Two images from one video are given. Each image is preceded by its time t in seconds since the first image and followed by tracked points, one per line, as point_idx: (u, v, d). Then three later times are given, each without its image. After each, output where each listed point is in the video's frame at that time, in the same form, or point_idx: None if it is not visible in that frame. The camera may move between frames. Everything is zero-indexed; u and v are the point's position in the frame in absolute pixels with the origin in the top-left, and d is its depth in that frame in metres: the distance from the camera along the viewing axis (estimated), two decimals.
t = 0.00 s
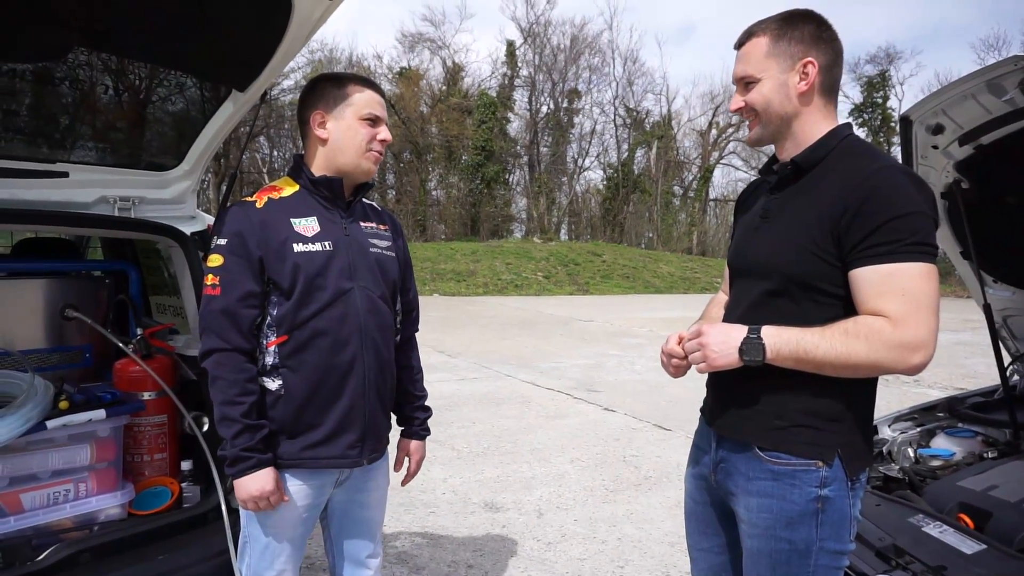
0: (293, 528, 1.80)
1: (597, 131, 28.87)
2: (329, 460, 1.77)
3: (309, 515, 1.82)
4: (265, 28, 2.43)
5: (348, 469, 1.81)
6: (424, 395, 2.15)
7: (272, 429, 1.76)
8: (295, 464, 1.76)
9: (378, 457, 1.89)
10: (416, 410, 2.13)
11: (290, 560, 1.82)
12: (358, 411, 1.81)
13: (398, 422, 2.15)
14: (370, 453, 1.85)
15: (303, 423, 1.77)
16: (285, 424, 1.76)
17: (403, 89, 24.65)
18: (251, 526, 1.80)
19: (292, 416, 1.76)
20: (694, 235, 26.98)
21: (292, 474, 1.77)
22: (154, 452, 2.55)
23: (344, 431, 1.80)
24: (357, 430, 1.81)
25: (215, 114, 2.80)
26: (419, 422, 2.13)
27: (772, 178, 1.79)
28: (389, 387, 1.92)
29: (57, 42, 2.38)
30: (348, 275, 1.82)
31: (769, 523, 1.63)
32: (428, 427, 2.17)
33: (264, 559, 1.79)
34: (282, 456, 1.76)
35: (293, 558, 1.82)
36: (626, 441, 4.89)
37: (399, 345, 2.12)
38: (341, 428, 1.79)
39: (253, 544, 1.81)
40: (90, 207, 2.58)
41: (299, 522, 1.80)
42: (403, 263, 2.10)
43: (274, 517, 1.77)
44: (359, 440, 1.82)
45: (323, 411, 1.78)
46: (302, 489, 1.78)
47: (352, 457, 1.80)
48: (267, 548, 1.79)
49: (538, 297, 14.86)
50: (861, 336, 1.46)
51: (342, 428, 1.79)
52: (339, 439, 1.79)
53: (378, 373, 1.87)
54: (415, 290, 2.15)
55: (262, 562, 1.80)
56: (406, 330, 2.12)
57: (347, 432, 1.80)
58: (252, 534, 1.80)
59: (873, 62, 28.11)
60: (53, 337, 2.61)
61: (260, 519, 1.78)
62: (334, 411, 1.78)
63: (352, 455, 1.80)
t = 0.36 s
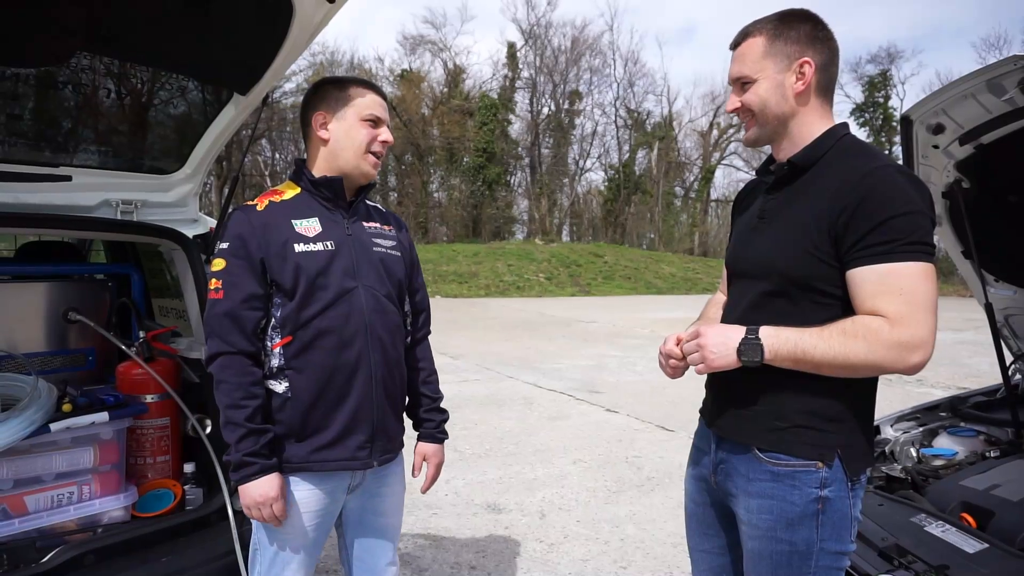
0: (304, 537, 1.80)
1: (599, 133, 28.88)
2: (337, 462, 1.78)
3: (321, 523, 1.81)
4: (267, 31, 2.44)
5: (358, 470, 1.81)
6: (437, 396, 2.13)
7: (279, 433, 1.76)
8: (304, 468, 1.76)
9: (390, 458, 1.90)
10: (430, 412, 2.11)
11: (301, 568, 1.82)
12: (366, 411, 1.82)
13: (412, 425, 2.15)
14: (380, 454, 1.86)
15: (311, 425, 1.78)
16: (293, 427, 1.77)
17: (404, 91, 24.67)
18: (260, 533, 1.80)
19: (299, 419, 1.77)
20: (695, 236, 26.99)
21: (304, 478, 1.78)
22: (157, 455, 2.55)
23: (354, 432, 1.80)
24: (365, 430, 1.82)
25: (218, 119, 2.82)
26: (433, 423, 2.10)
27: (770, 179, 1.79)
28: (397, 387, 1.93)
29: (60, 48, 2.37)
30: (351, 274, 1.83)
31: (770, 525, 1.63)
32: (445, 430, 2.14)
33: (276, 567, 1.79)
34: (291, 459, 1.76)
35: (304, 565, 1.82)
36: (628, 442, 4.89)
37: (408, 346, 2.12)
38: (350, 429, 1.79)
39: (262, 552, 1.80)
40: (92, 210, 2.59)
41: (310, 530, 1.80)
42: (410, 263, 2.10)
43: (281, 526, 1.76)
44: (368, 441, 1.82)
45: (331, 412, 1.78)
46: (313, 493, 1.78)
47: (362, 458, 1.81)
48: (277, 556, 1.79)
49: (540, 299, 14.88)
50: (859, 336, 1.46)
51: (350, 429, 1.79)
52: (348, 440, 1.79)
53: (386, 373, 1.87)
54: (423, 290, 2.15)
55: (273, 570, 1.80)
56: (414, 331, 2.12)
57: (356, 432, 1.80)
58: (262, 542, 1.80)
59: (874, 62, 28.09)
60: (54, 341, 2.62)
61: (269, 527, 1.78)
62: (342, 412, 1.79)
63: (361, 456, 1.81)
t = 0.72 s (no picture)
0: (310, 538, 1.79)
1: (599, 130, 28.84)
2: (343, 459, 1.78)
3: (327, 524, 1.81)
4: (266, 27, 2.43)
5: (364, 467, 1.81)
6: (445, 394, 2.12)
7: (285, 430, 1.76)
8: (309, 466, 1.76)
9: (398, 455, 1.90)
10: (438, 410, 2.10)
11: (309, 569, 1.81)
12: (372, 407, 1.82)
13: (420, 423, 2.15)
14: (387, 451, 1.86)
15: (316, 422, 1.77)
16: (299, 424, 1.77)
17: (405, 88, 24.61)
18: (267, 536, 1.81)
19: (305, 416, 1.76)
20: (696, 233, 26.99)
21: (310, 477, 1.77)
22: (156, 450, 2.56)
23: (360, 429, 1.80)
24: (372, 427, 1.82)
25: (218, 114, 2.81)
26: (441, 422, 2.09)
27: (769, 175, 1.79)
28: (404, 383, 1.93)
29: (61, 43, 2.37)
30: (355, 269, 1.83)
31: (769, 522, 1.63)
32: (453, 429, 2.13)
33: (282, 567, 1.79)
34: (297, 457, 1.76)
35: (311, 565, 1.81)
36: (628, 439, 4.89)
37: (415, 344, 2.12)
38: (356, 426, 1.79)
39: (269, 554, 1.81)
40: (92, 205, 2.58)
41: (314, 532, 1.79)
42: (415, 259, 2.10)
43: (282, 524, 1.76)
44: (375, 438, 1.82)
45: (337, 409, 1.78)
46: (320, 494, 1.78)
47: (368, 455, 1.81)
48: (283, 556, 1.79)
49: (540, 296, 14.88)
50: (859, 333, 1.46)
51: (356, 426, 1.79)
52: (354, 437, 1.79)
53: (392, 368, 1.87)
54: (430, 287, 2.15)
55: (280, 570, 1.80)
56: (422, 329, 2.12)
57: (362, 429, 1.80)
58: (269, 543, 1.81)
59: (876, 60, 28.03)
60: (53, 336, 2.61)
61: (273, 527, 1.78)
62: (348, 409, 1.79)
63: (368, 453, 1.81)
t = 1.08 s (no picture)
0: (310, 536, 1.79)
1: (596, 127, 28.82)
2: (344, 458, 1.77)
3: (328, 521, 1.81)
4: (262, 24, 2.42)
5: (366, 466, 1.81)
6: (443, 392, 2.12)
7: (285, 430, 1.76)
8: (310, 465, 1.76)
9: (398, 453, 1.89)
10: (436, 408, 2.10)
11: (307, 566, 1.81)
12: (373, 406, 1.81)
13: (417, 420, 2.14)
14: (387, 450, 1.85)
15: (317, 421, 1.77)
16: (300, 424, 1.76)
17: (401, 85, 24.42)
18: (266, 532, 1.79)
19: (306, 415, 1.76)
20: (692, 230, 27.02)
21: (313, 475, 1.77)
22: (154, 449, 2.55)
23: (361, 428, 1.80)
24: (373, 426, 1.81)
25: (214, 110, 2.80)
26: (439, 419, 2.09)
27: (766, 170, 1.79)
28: (404, 382, 1.92)
29: (55, 39, 2.35)
30: (356, 268, 1.82)
31: (769, 519, 1.63)
32: (451, 426, 2.13)
33: (281, 565, 1.79)
34: (298, 456, 1.76)
35: (310, 563, 1.81)
36: (626, 436, 4.89)
37: (414, 342, 2.11)
38: (357, 424, 1.79)
39: (269, 551, 1.80)
40: (88, 203, 2.58)
41: (316, 528, 1.79)
42: (414, 256, 2.09)
43: (289, 523, 1.76)
44: (376, 436, 1.82)
45: (338, 408, 1.78)
46: (321, 493, 1.77)
47: (369, 453, 1.81)
48: (283, 553, 1.78)
49: (536, 293, 14.86)
50: (856, 327, 1.45)
51: (358, 425, 1.79)
52: (355, 436, 1.79)
53: (392, 367, 1.87)
54: (429, 284, 2.14)
55: (280, 568, 1.79)
56: (421, 327, 2.11)
57: (363, 428, 1.80)
58: (268, 540, 1.80)
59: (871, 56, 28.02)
60: (50, 335, 2.60)
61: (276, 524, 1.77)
62: (349, 408, 1.78)
63: (369, 452, 1.80)
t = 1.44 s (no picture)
0: (299, 533, 1.79)
1: (595, 128, 28.82)
2: (337, 460, 1.77)
3: (317, 517, 1.81)
4: (261, 25, 2.42)
5: (356, 468, 1.81)
6: (434, 393, 2.12)
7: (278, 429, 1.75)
8: (303, 465, 1.76)
9: (389, 456, 1.89)
10: (426, 409, 2.10)
11: (297, 563, 1.80)
12: (366, 409, 1.80)
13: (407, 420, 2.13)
14: (379, 453, 1.85)
15: (310, 422, 1.76)
16: (293, 424, 1.76)
17: (400, 86, 24.48)
18: (256, 527, 1.79)
19: (299, 416, 1.76)
20: (691, 231, 27.03)
21: (305, 474, 1.77)
22: (151, 451, 2.54)
23: (353, 431, 1.79)
24: (365, 428, 1.81)
25: (213, 110, 2.79)
26: (429, 421, 2.09)
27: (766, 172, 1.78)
28: (397, 385, 1.92)
29: (54, 41, 2.35)
30: (353, 271, 1.82)
31: (768, 522, 1.63)
32: (440, 427, 2.13)
33: (271, 561, 1.78)
34: (291, 456, 1.76)
35: (299, 560, 1.81)
36: (624, 438, 4.88)
37: (408, 343, 2.11)
38: (350, 427, 1.78)
39: (259, 547, 1.80)
40: (86, 204, 2.56)
41: (307, 524, 1.79)
42: (410, 259, 2.09)
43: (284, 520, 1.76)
44: (368, 439, 1.82)
45: (331, 410, 1.77)
46: (312, 492, 1.77)
47: (360, 456, 1.80)
48: (274, 549, 1.78)
49: (535, 295, 14.86)
50: (857, 331, 1.45)
51: (351, 427, 1.79)
52: (347, 439, 1.78)
53: (386, 370, 1.86)
54: (423, 286, 2.14)
55: (269, 564, 1.78)
56: (413, 329, 2.11)
57: (355, 431, 1.79)
58: (259, 535, 1.80)
59: (869, 59, 28.03)
60: (49, 336, 2.59)
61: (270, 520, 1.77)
62: (342, 411, 1.78)
63: (360, 455, 1.80)
